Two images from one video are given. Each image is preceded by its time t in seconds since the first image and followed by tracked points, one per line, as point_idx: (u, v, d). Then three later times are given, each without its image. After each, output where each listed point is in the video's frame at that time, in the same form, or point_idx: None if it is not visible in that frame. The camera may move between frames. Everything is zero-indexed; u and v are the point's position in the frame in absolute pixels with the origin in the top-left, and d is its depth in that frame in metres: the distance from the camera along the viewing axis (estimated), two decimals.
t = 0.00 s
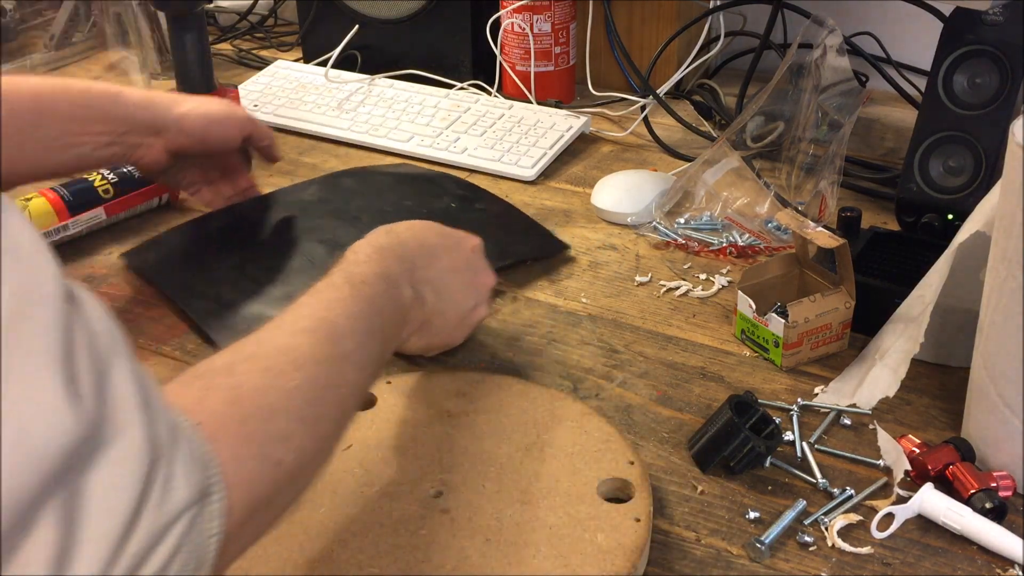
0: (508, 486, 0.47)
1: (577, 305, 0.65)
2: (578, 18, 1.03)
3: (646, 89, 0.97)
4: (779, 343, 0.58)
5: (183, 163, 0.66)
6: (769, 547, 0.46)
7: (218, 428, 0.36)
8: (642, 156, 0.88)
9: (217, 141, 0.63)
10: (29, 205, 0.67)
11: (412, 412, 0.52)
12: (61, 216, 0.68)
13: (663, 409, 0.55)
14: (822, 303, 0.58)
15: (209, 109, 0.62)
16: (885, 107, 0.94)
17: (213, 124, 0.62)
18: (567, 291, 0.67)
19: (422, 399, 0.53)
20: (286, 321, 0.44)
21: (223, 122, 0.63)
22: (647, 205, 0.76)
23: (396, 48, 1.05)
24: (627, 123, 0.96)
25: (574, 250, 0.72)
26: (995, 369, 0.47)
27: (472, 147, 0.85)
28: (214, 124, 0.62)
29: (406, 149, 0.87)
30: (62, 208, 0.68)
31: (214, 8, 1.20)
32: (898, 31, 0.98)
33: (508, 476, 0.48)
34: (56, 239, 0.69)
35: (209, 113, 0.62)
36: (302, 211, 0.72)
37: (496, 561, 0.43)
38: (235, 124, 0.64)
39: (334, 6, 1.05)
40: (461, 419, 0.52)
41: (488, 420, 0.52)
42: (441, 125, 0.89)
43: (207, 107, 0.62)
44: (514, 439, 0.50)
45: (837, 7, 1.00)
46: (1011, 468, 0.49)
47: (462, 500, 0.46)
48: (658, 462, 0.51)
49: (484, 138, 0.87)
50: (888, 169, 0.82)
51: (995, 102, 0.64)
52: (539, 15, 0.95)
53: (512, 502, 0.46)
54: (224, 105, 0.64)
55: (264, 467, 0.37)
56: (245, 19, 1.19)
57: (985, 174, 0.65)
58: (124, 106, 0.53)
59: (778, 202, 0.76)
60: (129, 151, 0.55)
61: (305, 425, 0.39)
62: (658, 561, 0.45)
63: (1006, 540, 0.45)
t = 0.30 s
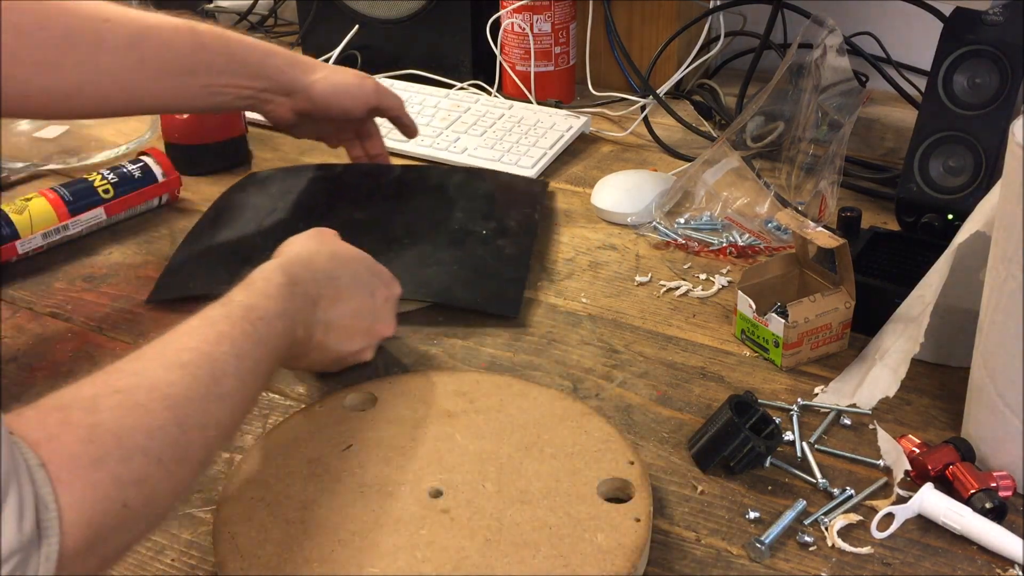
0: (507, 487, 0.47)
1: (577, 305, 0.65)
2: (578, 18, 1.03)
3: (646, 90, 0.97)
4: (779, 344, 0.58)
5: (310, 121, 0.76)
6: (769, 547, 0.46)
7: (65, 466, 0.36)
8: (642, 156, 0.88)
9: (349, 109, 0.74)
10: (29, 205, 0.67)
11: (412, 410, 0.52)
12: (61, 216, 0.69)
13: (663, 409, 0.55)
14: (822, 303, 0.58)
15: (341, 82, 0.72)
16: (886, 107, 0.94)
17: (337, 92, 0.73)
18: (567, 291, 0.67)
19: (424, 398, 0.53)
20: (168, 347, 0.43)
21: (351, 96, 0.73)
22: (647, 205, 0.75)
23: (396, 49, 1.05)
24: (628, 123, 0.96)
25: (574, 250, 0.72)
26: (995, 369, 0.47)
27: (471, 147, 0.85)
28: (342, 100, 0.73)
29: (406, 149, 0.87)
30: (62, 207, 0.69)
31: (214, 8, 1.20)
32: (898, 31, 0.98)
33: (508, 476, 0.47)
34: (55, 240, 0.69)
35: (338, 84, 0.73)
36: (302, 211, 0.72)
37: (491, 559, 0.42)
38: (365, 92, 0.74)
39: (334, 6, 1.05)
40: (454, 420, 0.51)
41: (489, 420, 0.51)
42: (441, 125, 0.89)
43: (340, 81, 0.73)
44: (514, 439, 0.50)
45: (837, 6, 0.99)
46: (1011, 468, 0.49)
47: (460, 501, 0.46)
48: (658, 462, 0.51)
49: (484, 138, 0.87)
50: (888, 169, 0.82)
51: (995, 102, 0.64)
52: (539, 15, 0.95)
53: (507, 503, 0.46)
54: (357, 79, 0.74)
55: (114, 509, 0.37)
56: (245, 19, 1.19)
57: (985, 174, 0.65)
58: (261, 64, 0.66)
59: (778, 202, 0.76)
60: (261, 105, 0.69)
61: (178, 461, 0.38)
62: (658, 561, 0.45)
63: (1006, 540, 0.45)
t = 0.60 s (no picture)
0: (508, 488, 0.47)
1: (578, 305, 0.65)
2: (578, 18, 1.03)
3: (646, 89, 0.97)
4: (779, 343, 0.58)
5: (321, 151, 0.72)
6: (769, 547, 0.46)
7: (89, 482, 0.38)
8: (642, 156, 0.88)
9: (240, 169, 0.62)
10: (28, 204, 0.67)
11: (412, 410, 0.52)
12: (61, 216, 0.68)
13: (663, 409, 0.55)
14: (822, 303, 0.58)
15: (241, 151, 0.61)
16: (885, 107, 0.94)
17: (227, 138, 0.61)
18: (567, 292, 0.67)
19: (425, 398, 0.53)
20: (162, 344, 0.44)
21: (249, 165, 0.62)
22: (647, 205, 0.76)
23: (396, 49, 1.05)
24: (627, 123, 0.96)
25: (574, 250, 0.72)
26: (995, 368, 0.47)
27: (471, 147, 0.85)
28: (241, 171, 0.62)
29: (406, 149, 0.87)
30: (62, 207, 0.68)
31: (214, 8, 1.20)
32: (898, 32, 0.98)
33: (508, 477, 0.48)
34: (55, 240, 0.69)
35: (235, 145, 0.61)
36: (303, 211, 0.72)
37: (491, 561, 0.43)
38: (274, 163, 0.63)
39: (334, 6, 1.05)
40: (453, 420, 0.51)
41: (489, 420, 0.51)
42: (441, 125, 0.89)
43: (241, 140, 0.61)
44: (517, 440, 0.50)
45: (837, 6, 0.99)
46: (1011, 468, 0.49)
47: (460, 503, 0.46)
48: (658, 462, 0.51)
49: (484, 138, 0.87)
50: (888, 169, 0.82)
51: (995, 102, 0.64)
52: (539, 15, 0.95)
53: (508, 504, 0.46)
54: (272, 144, 0.63)
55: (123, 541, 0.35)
56: (245, 19, 1.19)
57: (985, 174, 0.65)
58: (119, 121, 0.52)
59: (777, 202, 0.76)
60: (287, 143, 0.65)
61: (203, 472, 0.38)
62: (658, 561, 0.45)
63: (1005, 540, 0.45)
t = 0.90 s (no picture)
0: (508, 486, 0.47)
1: (578, 305, 0.65)
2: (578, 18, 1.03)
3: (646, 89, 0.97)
4: (779, 344, 0.58)
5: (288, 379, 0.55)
6: (770, 548, 0.46)
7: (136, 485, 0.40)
8: (642, 156, 0.88)
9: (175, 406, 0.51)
10: (29, 204, 0.67)
11: (414, 409, 0.52)
12: (62, 216, 0.69)
13: (663, 409, 0.55)
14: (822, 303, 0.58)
15: (164, 373, 0.50)
16: (885, 107, 0.94)
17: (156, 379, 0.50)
18: (567, 291, 0.67)
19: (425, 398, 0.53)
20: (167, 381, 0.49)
21: (181, 394, 0.50)
22: (647, 205, 0.75)
23: (396, 49, 1.05)
24: (627, 123, 0.96)
25: (574, 250, 0.72)
26: (995, 368, 0.47)
27: (471, 147, 0.85)
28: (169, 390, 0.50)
29: (406, 148, 0.87)
30: (62, 207, 0.69)
31: (214, 8, 1.20)
32: (898, 31, 0.98)
33: (506, 475, 0.48)
34: (55, 240, 0.69)
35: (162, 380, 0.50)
36: (303, 212, 0.72)
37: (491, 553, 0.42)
38: (206, 382, 0.50)
39: (334, 6, 1.05)
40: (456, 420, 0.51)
41: (489, 419, 0.52)
42: (441, 125, 0.89)
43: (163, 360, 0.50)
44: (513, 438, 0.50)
45: (837, 6, 0.99)
46: (1011, 468, 0.49)
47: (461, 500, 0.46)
48: (658, 462, 0.51)
49: (484, 138, 0.87)
50: (888, 169, 0.82)
51: (995, 102, 0.64)
52: (539, 15, 0.95)
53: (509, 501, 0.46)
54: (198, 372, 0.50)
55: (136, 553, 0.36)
56: (244, 19, 1.19)
57: (985, 174, 0.65)
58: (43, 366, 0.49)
59: (777, 202, 0.76)
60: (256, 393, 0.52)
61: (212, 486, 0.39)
62: (658, 561, 0.45)
63: (1006, 540, 0.45)
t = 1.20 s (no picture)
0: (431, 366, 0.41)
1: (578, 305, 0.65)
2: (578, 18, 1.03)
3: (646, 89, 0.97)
4: (779, 344, 0.58)
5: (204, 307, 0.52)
6: (769, 548, 0.46)
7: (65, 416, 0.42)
8: (642, 156, 0.88)
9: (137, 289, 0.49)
10: (29, 204, 0.67)
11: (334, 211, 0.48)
12: (61, 216, 0.69)
13: (663, 409, 0.55)
14: (822, 303, 0.58)
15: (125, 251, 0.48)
16: (885, 107, 0.94)
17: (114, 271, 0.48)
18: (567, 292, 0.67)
19: (362, 207, 0.46)
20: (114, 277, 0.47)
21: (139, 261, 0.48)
22: (647, 205, 0.75)
23: (396, 49, 1.05)
24: (627, 123, 0.96)
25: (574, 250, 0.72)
26: (995, 369, 0.47)
27: (471, 147, 0.85)
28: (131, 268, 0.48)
29: (406, 148, 0.87)
30: (62, 207, 0.69)
31: (214, 8, 1.20)
32: (898, 32, 0.98)
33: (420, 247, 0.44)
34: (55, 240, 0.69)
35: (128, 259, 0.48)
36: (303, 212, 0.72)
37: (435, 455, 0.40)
38: (161, 248, 0.49)
39: (334, 6, 1.05)
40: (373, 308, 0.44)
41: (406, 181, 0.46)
42: (441, 125, 0.89)
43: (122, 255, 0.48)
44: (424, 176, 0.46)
45: (837, 7, 0.99)
46: (1011, 468, 0.49)
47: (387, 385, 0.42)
48: (658, 462, 0.51)
49: (484, 138, 0.87)
50: (888, 169, 0.82)
51: (995, 102, 0.64)
52: (539, 15, 0.95)
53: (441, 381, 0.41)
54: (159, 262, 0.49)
55: None
56: (244, 19, 1.19)
57: (985, 174, 0.65)
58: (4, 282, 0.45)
59: (777, 202, 0.76)
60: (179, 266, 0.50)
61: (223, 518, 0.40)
62: (658, 561, 0.45)
63: (1006, 540, 0.45)
